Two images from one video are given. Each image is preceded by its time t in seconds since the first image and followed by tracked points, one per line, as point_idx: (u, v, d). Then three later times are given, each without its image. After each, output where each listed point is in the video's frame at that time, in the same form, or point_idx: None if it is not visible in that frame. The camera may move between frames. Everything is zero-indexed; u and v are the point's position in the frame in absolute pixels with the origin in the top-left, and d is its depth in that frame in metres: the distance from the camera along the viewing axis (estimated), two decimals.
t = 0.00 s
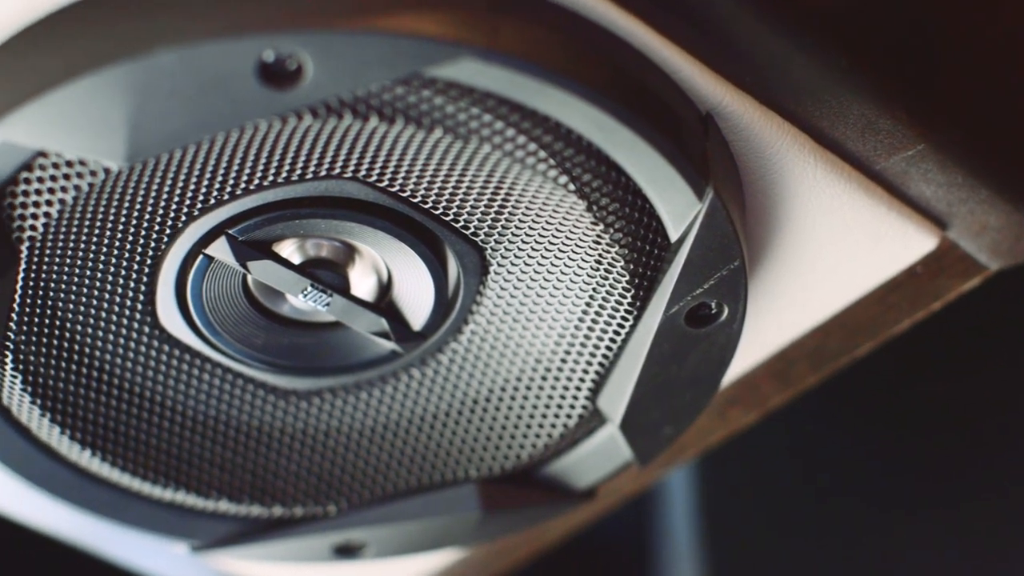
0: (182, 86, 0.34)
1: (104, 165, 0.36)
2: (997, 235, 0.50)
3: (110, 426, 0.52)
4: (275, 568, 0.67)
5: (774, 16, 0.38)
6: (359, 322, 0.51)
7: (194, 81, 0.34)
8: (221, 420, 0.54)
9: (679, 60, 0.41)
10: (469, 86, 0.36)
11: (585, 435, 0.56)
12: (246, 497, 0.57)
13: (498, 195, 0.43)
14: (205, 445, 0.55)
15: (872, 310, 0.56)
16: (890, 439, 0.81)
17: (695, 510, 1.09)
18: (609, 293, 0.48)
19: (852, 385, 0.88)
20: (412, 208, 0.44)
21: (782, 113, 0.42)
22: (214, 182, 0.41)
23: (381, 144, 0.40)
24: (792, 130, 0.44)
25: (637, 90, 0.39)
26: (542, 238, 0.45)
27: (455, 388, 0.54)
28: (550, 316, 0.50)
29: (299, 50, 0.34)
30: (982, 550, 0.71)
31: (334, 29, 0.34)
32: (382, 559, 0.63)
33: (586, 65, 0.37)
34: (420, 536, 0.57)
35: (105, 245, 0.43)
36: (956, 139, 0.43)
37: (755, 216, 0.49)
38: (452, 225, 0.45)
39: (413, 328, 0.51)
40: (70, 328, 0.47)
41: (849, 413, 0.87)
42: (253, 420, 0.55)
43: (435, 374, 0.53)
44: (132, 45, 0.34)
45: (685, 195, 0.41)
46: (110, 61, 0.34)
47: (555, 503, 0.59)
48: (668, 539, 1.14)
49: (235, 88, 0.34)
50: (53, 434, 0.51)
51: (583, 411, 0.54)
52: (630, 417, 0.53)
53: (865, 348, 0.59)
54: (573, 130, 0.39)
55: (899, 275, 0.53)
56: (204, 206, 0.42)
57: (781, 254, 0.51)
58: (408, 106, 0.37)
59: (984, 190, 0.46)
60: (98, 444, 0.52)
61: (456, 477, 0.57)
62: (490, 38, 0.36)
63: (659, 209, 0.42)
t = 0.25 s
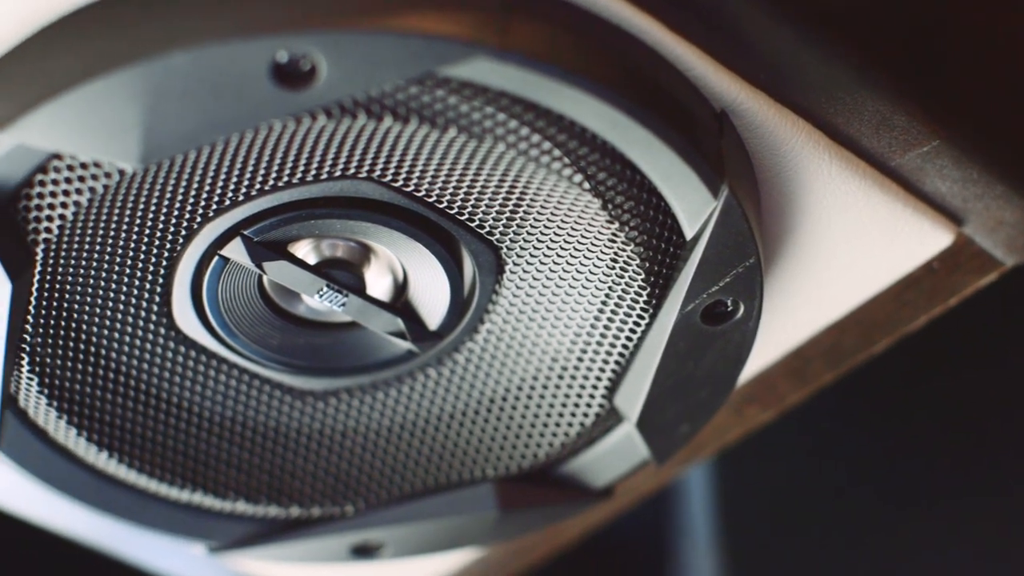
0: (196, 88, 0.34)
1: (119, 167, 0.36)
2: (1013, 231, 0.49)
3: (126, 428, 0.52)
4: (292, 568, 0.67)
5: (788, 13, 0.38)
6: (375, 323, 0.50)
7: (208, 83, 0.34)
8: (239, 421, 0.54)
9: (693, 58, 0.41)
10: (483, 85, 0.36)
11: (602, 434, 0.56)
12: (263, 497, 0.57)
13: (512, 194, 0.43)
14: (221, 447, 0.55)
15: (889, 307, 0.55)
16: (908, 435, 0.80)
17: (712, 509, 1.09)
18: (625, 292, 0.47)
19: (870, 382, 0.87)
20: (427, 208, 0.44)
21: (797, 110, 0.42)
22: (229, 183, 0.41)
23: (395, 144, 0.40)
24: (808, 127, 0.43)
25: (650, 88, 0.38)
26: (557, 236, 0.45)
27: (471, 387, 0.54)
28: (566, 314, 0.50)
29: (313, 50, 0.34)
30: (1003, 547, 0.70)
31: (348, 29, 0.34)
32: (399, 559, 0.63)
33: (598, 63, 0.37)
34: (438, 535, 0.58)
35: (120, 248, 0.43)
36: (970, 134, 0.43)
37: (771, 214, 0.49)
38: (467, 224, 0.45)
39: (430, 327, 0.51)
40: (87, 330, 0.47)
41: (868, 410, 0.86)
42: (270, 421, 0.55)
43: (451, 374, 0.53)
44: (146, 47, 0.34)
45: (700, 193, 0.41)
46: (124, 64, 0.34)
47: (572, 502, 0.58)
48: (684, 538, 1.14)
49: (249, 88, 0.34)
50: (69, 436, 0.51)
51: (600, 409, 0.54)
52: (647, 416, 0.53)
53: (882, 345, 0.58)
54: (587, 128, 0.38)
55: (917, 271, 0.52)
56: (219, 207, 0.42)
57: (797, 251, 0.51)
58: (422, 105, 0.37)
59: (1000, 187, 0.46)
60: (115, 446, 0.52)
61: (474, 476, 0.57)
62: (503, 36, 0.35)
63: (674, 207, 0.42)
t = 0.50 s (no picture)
0: (209, 90, 0.34)
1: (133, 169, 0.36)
2: None
3: (143, 429, 0.52)
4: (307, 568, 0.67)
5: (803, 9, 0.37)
6: (392, 322, 0.51)
7: (222, 84, 0.34)
8: (256, 421, 0.55)
9: (708, 55, 0.41)
10: (497, 84, 0.36)
11: (619, 432, 0.56)
12: (280, 498, 0.57)
13: (528, 193, 0.43)
14: (238, 447, 0.55)
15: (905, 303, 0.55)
16: (926, 431, 0.80)
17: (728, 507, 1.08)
18: (641, 290, 0.47)
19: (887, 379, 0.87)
20: (442, 207, 0.44)
21: (812, 106, 0.42)
22: (243, 183, 0.41)
23: (408, 143, 0.40)
24: (823, 123, 0.43)
25: (663, 85, 0.38)
26: (573, 235, 0.45)
27: (488, 386, 0.54)
28: (582, 313, 0.50)
29: (326, 51, 0.34)
30: None
31: (362, 29, 0.34)
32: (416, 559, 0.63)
33: (612, 61, 0.37)
34: (456, 535, 0.58)
35: (136, 249, 0.44)
36: (986, 130, 0.43)
37: (787, 212, 0.48)
38: (482, 224, 0.45)
39: (445, 327, 0.51)
40: (104, 332, 0.48)
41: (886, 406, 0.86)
42: (287, 421, 0.55)
43: (468, 373, 0.53)
44: (161, 48, 0.34)
45: (715, 191, 0.41)
46: (139, 66, 0.34)
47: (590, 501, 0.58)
48: (700, 536, 1.13)
49: (264, 89, 0.34)
50: (86, 438, 0.51)
51: (616, 408, 0.54)
52: (664, 415, 0.53)
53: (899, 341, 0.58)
54: (600, 126, 0.38)
55: (933, 267, 0.52)
56: (234, 208, 0.43)
57: (814, 248, 0.50)
58: (436, 105, 0.37)
59: (1016, 182, 0.46)
60: (132, 448, 0.53)
61: (491, 476, 0.57)
62: (517, 34, 0.35)
63: (689, 204, 0.42)
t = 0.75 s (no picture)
0: (223, 92, 0.34)
1: (149, 171, 0.36)
2: None
3: (161, 431, 0.53)
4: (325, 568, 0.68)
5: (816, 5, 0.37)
6: (408, 322, 0.51)
7: (237, 86, 0.34)
8: (273, 422, 0.55)
9: (722, 53, 0.41)
10: (511, 83, 0.36)
11: (637, 430, 0.56)
12: (299, 498, 0.57)
13: (543, 192, 0.43)
14: (256, 448, 0.55)
15: (924, 300, 0.54)
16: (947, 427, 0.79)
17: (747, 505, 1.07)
18: (658, 288, 0.47)
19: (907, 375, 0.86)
20: (458, 207, 0.44)
21: (828, 102, 0.42)
22: (259, 185, 0.41)
23: (423, 143, 0.40)
24: (838, 119, 0.43)
25: (677, 83, 0.38)
26: (589, 234, 0.45)
27: (505, 386, 0.54)
28: (599, 312, 0.50)
29: (340, 51, 0.34)
30: None
31: (376, 29, 0.34)
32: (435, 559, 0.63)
33: (626, 59, 0.37)
34: (474, 534, 0.58)
35: (152, 252, 0.44)
36: (1001, 128, 0.42)
37: (803, 209, 0.48)
38: (498, 224, 0.45)
39: (462, 327, 0.51)
40: (120, 334, 0.48)
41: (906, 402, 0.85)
42: (304, 421, 0.55)
43: (484, 373, 0.53)
44: (176, 50, 0.34)
45: (730, 188, 0.40)
46: (154, 69, 0.34)
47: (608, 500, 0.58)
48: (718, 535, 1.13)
49: (279, 91, 0.34)
50: (104, 440, 0.52)
51: (634, 406, 0.54)
52: (681, 413, 0.52)
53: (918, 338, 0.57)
54: (615, 124, 0.38)
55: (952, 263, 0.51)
56: (249, 210, 0.43)
57: (831, 245, 0.50)
58: (451, 105, 0.37)
59: None
60: (150, 449, 0.53)
61: (508, 475, 0.57)
62: (531, 33, 0.35)
63: (705, 202, 0.41)
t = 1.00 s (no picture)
0: (238, 93, 0.34)
1: (164, 173, 0.36)
2: None
3: (179, 433, 0.53)
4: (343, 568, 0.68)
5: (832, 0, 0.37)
6: (424, 322, 0.50)
7: (252, 88, 0.34)
8: (290, 423, 0.55)
9: (736, 50, 0.40)
10: (526, 82, 0.36)
11: (654, 429, 0.56)
12: (317, 499, 0.57)
13: (558, 190, 0.43)
14: (274, 449, 0.55)
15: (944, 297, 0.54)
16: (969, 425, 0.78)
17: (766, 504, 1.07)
18: (674, 286, 0.47)
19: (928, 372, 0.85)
20: (473, 206, 0.44)
21: (844, 97, 0.41)
22: (275, 186, 0.41)
23: (438, 142, 0.40)
24: (853, 116, 0.42)
25: (692, 81, 0.38)
26: (605, 232, 0.45)
27: (522, 385, 0.54)
28: (615, 311, 0.49)
29: (355, 51, 0.34)
30: None
31: (390, 29, 0.34)
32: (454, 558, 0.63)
33: (641, 56, 0.37)
34: (492, 533, 0.58)
35: (168, 254, 0.44)
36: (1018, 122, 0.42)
37: (820, 206, 0.47)
38: (513, 223, 0.45)
39: (478, 326, 0.51)
40: (135, 336, 0.48)
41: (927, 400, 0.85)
42: (322, 422, 0.55)
43: (501, 373, 0.53)
44: (191, 51, 0.34)
45: (746, 185, 0.40)
46: (170, 71, 0.34)
47: (625, 499, 0.58)
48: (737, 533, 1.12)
49: (293, 91, 0.34)
50: (122, 442, 0.52)
51: (651, 405, 0.53)
52: (699, 412, 0.52)
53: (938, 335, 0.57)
54: (631, 122, 0.38)
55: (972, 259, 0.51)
56: (265, 210, 0.43)
57: (849, 242, 0.49)
58: (466, 103, 0.37)
59: None
60: (167, 451, 0.53)
61: (526, 475, 0.57)
62: (546, 31, 0.35)
63: (720, 200, 0.41)
